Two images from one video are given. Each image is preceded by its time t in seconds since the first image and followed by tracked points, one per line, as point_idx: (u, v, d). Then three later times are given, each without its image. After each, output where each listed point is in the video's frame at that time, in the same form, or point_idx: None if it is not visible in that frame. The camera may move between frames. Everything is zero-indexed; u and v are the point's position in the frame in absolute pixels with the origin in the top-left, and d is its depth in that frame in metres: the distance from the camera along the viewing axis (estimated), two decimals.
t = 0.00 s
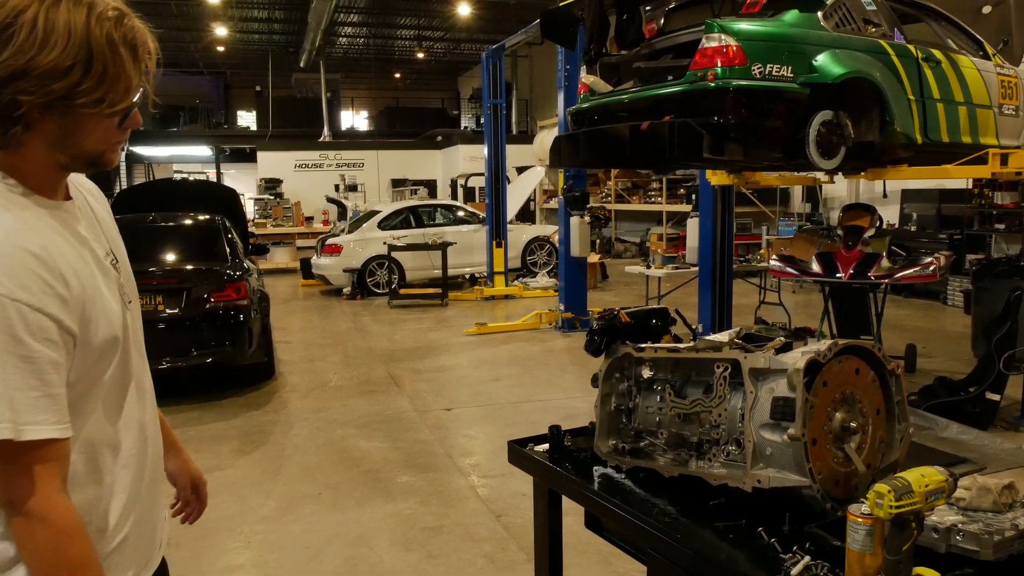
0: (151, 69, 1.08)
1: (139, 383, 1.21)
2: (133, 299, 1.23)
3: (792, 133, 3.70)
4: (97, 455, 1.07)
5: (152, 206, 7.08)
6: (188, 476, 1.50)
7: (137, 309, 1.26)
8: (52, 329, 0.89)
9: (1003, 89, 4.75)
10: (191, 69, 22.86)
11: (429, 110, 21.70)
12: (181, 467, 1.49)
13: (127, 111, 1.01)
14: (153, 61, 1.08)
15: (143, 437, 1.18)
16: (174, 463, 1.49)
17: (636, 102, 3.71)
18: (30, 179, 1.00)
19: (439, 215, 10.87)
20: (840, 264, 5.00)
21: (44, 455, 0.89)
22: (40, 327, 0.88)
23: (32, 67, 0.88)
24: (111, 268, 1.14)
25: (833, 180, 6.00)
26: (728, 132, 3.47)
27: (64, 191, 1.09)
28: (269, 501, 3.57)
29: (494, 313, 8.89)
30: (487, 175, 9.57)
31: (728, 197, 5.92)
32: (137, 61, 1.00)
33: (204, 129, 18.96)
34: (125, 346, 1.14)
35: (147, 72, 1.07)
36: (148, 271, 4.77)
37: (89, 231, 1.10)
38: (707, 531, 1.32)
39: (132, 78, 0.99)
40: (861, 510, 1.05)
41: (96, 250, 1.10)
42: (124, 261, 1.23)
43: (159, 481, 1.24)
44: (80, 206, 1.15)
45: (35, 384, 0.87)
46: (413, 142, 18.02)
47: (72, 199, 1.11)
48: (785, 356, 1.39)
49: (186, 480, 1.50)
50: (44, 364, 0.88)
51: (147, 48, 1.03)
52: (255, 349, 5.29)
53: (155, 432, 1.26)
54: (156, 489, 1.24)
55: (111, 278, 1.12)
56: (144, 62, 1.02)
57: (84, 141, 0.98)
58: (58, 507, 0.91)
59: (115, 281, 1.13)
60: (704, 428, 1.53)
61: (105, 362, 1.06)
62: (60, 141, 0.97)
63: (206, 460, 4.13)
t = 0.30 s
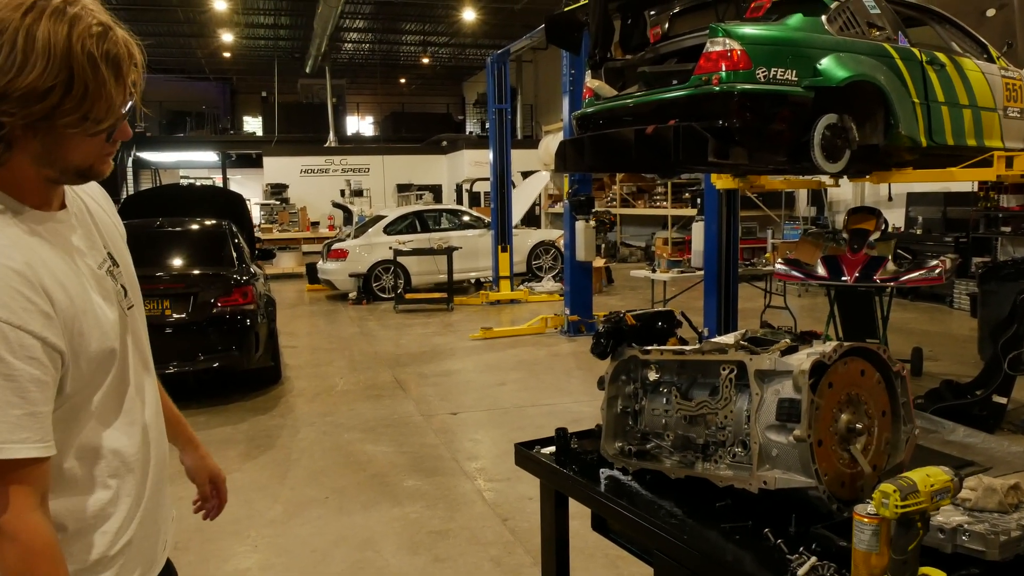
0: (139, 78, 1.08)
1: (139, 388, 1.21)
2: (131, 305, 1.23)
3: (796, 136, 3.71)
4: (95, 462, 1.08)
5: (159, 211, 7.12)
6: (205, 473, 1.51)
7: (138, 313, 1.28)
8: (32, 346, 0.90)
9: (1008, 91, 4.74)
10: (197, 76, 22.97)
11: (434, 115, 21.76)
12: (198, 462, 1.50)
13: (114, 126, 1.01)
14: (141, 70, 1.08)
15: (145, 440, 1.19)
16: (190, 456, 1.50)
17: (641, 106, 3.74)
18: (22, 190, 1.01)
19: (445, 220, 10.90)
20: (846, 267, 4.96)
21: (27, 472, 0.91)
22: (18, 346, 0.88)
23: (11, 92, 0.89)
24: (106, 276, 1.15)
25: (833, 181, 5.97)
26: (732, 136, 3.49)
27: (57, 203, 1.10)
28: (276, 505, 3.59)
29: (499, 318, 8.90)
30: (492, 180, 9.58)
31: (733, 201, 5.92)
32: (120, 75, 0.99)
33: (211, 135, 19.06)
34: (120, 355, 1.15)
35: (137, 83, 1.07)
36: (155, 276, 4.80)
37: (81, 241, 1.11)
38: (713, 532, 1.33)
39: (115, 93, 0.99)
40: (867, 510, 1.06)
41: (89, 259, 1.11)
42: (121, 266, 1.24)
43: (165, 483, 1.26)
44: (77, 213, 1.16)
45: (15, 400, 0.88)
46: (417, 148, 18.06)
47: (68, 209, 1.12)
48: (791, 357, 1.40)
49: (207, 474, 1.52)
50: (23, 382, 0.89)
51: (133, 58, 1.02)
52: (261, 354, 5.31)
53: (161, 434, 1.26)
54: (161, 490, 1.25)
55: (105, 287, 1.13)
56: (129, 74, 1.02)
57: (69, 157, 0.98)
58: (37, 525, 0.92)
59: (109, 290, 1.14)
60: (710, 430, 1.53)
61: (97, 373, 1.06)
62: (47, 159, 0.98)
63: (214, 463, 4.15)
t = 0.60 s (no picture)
0: (138, 87, 1.09)
1: (138, 392, 1.22)
2: (131, 311, 1.24)
3: (800, 140, 3.71)
4: (95, 464, 1.09)
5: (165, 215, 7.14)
6: (214, 478, 1.52)
7: (139, 319, 1.28)
8: (32, 351, 0.91)
9: (1014, 93, 4.72)
10: (203, 81, 23.06)
11: (439, 120, 21.80)
12: (207, 467, 1.50)
13: (111, 140, 1.01)
14: (140, 82, 1.09)
15: (147, 444, 1.19)
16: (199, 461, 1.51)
17: (645, 110, 3.74)
18: (23, 199, 1.02)
19: (450, 223, 10.92)
20: (851, 270, 4.95)
21: (26, 477, 0.91)
22: (18, 351, 0.89)
23: (9, 106, 0.90)
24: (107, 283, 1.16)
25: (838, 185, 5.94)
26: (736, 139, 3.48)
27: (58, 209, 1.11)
28: (280, 507, 3.59)
29: (504, 321, 8.90)
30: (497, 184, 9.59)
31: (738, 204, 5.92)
32: (118, 90, 1.00)
33: (217, 139, 19.14)
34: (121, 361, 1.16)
35: (136, 91, 1.08)
36: (160, 280, 4.82)
37: (80, 247, 1.12)
38: (714, 534, 1.33)
39: (112, 109, 0.99)
40: (868, 512, 1.06)
41: (89, 266, 1.12)
42: (122, 272, 1.25)
43: (168, 487, 1.26)
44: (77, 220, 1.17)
45: (15, 405, 0.89)
46: (422, 152, 18.10)
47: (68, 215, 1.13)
48: (793, 359, 1.40)
49: (213, 479, 1.52)
50: (25, 388, 0.89)
51: (131, 70, 1.03)
52: (266, 357, 5.32)
53: (164, 438, 1.27)
54: (165, 495, 1.25)
55: (104, 293, 1.13)
56: (127, 87, 1.02)
57: (68, 167, 0.99)
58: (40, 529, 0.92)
59: (108, 295, 1.14)
60: (711, 432, 1.53)
61: (96, 378, 1.07)
62: (46, 170, 0.99)
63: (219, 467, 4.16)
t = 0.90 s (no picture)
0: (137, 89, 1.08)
1: (144, 393, 1.21)
2: (135, 313, 1.24)
3: (804, 140, 3.69)
4: (105, 464, 1.08)
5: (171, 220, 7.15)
6: (212, 482, 1.51)
7: (143, 320, 1.28)
8: (41, 350, 0.90)
9: (1019, 91, 4.70)
10: (208, 87, 23.14)
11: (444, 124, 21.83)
12: (204, 472, 1.50)
13: (111, 143, 1.01)
14: (140, 83, 1.08)
15: (154, 444, 1.19)
16: (197, 466, 1.50)
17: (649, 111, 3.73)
18: (26, 201, 1.02)
19: (455, 227, 10.93)
20: (857, 270, 4.92)
21: (38, 475, 0.91)
22: (27, 349, 0.89)
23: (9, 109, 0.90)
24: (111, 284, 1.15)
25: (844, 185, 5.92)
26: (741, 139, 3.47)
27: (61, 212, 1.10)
28: (286, 512, 3.59)
29: (510, 324, 8.89)
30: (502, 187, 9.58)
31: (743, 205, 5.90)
32: (117, 92, 1.00)
33: (222, 145, 19.20)
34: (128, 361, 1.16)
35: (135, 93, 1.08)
36: (166, 284, 4.83)
37: (84, 249, 1.11)
38: (721, 535, 1.31)
39: (111, 111, 0.99)
40: (876, 511, 1.04)
41: (93, 268, 1.11)
42: (125, 273, 1.25)
43: (177, 488, 1.26)
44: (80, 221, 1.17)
45: (25, 404, 0.89)
46: (427, 156, 18.13)
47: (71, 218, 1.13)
48: (799, 358, 1.39)
49: (211, 483, 1.51)
50: (35, 387, 0.89)
51: (129, 72, 1.02)
52: (272, 362, 5.33)
53: (171, 439, 1.27)
54: (173, 496, 1.25)
55: (109, 293, 1.13)
56: (126, 89, 1.02)
57: (69, 170, 0.99)
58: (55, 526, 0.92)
59: (113, 295, 1.14)
60: (717, 432, 1.52)
61: (105, 378, 1.07)
62: (46, 173, 0.98)
63: (225, 471, 4.15)
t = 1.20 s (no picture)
0: (149, 107, 1.10)
1: (155, 409, 1.22)
2: (144, 328, 1.24)
3: (808, 150, 3.70)
4: (117, 478, 1.09)
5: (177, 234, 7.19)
6: (213, 496, 1.52)
7: (152, 333, 1.29)
8: (55, 366, 0.91)
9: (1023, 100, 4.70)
10: (214, 101, 23.29)
11: (449, 136, 21.94)
12: (206, 486, 1.51)
13: (122, 159, 1.02)
14: (151, 100, 1.10)
15: (164, 457, 1.20)
16: (198, 480, 1.51)
17: (653, 122, 3.75)
18: (38, 218, 1.03)
19: (461, 239, 10.95)
20: (863, 280, 4.90)
21: (53, 491, 0.91)
22: (42, 365, 0.90)
23: (24, 129, 0.91)
24: (122, 297, 1.16)
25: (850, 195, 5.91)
26: (745, 150, 3.47)
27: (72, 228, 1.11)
28: (292, 524, 3.59)
29: (516, 336, 8.89)
30: (507, 198, 9.61)
31: (748, 216, 5.89)
32: (129, 110, 1.01)
33: (229, 159, 19.31)
34: (138, 377, 1.16)
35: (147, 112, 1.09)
36: (173, 297, 4.85)
37: (95, 264, 1.12)
38: (728, 547, 1.31)
39: (123, 129, 1.00)
40: (884, 523, 1.04)
41: (103, 283, 1.12)
42: (135, 288, 1.26)
43: (186, 500, 1.26)
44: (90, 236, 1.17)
45: (42, 419, 0.89)
46: (432, 167, 18.20)
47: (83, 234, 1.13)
48: (805, 369, 1.39)
49: (212, 497, 1.52)
50: (52, 403, 0.90)
51: (141, 90, 1.03)
52: (278, 374, 5.34)
53: (179, 454, 1.27)
54: (182, 508, 1.25)
55: (120, 308, 1.14)
56: (138, 107, 1.03)
57: (80, 187, 1.00)
58: (72, 540, 0.93)
59: (124, 310, 1.15)
60: (723, 444, 1.51)
61: (118, 393, 1.07)
62: (59, 189, 1.00)
63: (232, 484, 4.16)
